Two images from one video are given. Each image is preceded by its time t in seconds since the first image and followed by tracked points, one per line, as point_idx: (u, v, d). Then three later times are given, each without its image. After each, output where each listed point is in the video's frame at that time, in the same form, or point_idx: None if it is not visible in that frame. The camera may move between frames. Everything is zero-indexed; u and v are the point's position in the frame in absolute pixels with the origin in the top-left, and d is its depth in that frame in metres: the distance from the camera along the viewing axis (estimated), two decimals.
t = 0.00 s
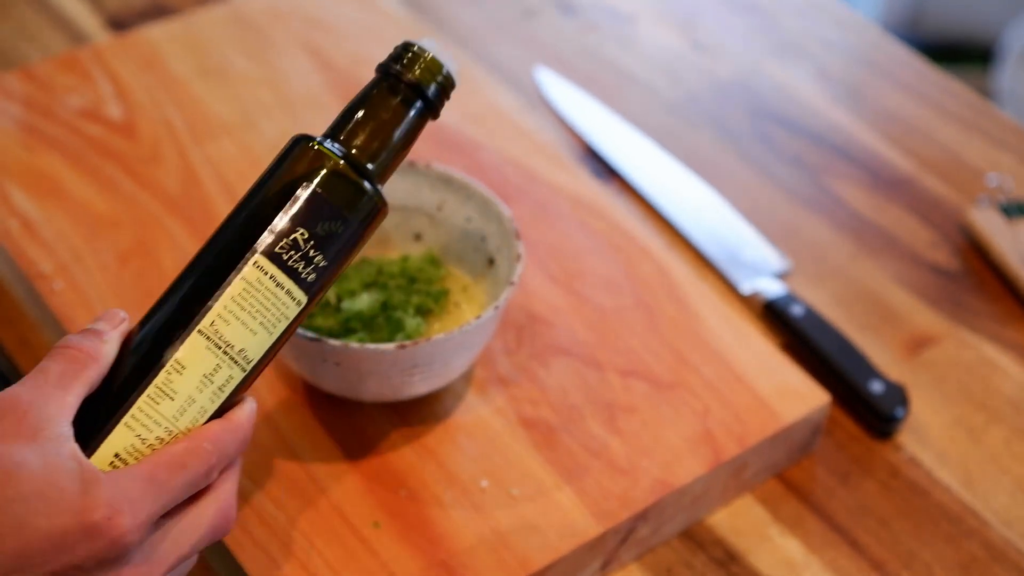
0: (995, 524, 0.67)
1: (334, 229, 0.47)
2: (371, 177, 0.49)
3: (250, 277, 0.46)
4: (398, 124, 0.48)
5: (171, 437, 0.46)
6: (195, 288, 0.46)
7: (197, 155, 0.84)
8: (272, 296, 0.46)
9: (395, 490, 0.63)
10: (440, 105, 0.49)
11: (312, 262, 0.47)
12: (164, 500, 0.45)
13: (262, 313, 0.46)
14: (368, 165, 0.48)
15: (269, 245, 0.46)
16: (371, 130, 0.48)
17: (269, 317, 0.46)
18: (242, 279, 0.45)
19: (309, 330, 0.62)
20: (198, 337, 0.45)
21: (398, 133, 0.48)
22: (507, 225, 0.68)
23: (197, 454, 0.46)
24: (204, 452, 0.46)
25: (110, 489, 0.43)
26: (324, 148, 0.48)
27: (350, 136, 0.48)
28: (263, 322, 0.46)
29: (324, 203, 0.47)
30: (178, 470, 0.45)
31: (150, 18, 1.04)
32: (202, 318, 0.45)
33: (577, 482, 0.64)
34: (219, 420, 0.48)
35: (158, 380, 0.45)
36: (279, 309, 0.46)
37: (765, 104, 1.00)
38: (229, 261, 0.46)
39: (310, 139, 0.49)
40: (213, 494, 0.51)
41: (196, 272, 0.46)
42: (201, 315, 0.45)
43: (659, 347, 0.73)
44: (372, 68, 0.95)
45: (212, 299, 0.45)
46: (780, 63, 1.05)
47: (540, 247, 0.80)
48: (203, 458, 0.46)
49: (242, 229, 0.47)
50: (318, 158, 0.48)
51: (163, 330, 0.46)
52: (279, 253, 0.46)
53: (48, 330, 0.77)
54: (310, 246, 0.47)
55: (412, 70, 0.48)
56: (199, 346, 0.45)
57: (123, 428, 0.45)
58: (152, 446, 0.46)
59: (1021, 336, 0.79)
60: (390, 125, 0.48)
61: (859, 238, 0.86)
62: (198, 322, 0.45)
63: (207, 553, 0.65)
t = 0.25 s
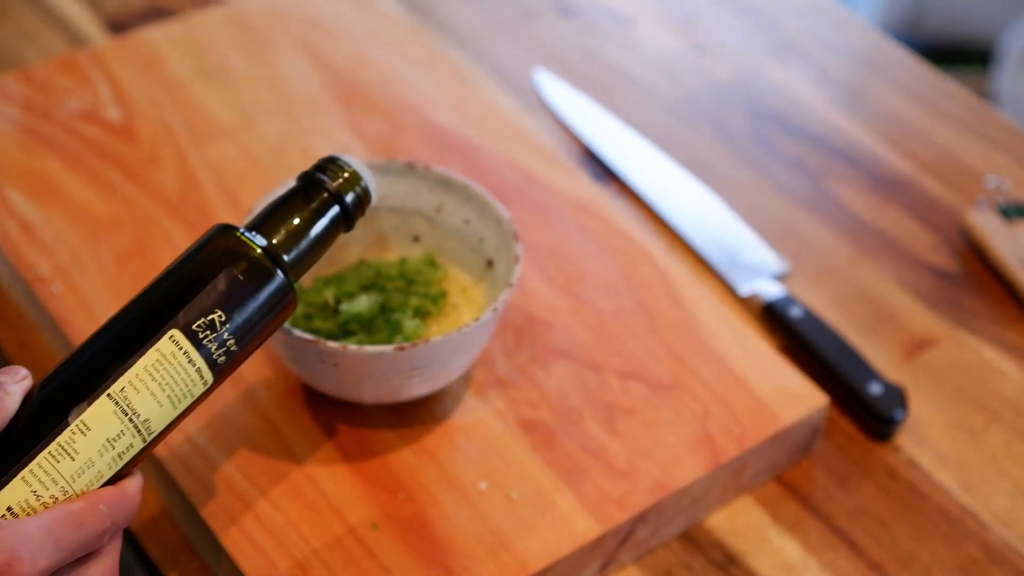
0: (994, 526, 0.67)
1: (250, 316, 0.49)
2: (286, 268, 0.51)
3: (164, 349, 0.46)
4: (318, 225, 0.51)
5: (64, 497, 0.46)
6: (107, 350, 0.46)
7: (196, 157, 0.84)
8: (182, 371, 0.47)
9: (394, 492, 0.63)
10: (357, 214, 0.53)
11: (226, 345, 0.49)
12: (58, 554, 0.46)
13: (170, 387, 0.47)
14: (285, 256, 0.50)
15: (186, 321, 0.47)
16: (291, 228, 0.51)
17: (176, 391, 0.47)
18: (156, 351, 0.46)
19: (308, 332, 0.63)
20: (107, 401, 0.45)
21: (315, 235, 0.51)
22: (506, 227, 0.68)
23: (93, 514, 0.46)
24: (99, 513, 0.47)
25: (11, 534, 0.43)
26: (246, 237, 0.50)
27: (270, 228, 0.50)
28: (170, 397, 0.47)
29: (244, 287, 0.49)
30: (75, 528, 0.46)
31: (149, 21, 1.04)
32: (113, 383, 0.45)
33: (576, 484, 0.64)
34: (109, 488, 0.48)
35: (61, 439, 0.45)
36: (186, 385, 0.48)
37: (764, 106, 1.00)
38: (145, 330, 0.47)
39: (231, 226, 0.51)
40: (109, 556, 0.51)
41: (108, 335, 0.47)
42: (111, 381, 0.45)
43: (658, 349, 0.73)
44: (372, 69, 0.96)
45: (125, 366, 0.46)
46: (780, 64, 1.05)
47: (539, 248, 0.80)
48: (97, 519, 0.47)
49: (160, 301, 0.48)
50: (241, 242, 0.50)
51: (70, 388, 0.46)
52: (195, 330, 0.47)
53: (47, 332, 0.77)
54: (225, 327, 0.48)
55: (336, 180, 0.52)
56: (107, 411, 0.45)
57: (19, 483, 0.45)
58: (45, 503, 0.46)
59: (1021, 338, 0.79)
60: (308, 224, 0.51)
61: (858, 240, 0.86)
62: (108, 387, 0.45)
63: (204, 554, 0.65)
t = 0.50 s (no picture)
0: (993, 526, 0.67)
1: (222, 341, 0.50)
2: (259, 294, 0.51)
3: (135, 369, 0.47)
4: (293, 254, 0.52)
5: (25, 516, 0.45)
6: (78, 368, 0.46)
7: (196, 156, 0.84)
8: (152, 392, 0.47)
9: (394, 491, 0.63)
10: (333, 244, 0.54)
11: (196, 369, 0.49)
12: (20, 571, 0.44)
13: (140, 407, 0.47)
14: (260, 282, 0.51)
15: (160, 342, 0.47)
16: (268, 254, 0.52)
17: (145, 411, 0.47)
18: (127, 371, 0.46)
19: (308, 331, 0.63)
20: (75, 419, 0.45)
21: (291, 263, 0.52)
22: (506, 226, 0.68)
23: (57, 532, 0.45)
24: (63, 532, 0.46)
25: None
26: (222, 261, 0.51)
27: (247, 254, 0.51)
28: (139, 417, 0.47)
29: (218, 312, 0.50)
30: (39, 543, 0.45)
31: (149, 20, 1.04)
32: (82, 401, 0.45)
33: (576, 483, 0.64)
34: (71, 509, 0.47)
35: (26, 455, 0.44)
36: (155, 406, 0.48)
37: (764, 106, 1.00)
38: (116, 350, 0.47)
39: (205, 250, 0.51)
40: None
41: (77, 354, 0.47)
42: (81, 399, 0.45)
43: (658, 348, 0.73)
44: (372, 69, 0.96)
45: (95, 384, 0.46)
46: (780, 65, 1.05)
47: (539, 248, 0.80)
48: (61, 537, 0.46)
49: (132, 323, 0.48)
50: (215, 267, 0.50)
51: (37, 404, 0.45)
52: (166, 352, 0.48)
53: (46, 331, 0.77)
54: (197, 350, 0.49)
55: (314, 211, 0.53)
56: (75, 429, 0.45)
57: None
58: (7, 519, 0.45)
59: (1020, 339, 0.79)
60: (286, 251, 0.52)
61: (858, 241, 0.87)
62: (77, 405, 0.45)
63: (204, 552, 0.64)
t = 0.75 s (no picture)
0: (994, 527, 0.67)
1: (211, 345, 0.50)
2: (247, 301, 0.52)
3: (127, 370, 0.47)
4: (280, 264, 0.53)
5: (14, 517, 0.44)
6: (69, 370, 0.46)
7: (196, 157, 0.84)
8: (143, 394, 0.47)
9: (395, 492, 0.63)
10: (317, 258, 0.55)
11: (186, 372, 0.49)
12: (11, 569, 0.43)
13: (131, 408, 0.47)
14: (249, 289, 0.52)
15: (150, 345, 0.48)
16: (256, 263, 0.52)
17: (135, 413, 0.47)
18: (118, 372, 0.46)
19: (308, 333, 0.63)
20: (66, 418, 0.45)
21: (278, 272, 0.53)
22: (506, 227, 0.68)
23: (49, 531, 0.44)
24: (55, 531, 0.45)
25: None
26: (211, 269, 0.51)
27: (235, 263, 0.52)
28: (130, 419, 0.47)
29: (207, 317, 0.50)
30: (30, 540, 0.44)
31: (149, 21, 1.04)
32: (73, 400, 0.45)
33: (576, 484, 0.64)
34: (63, 509, 0.46)
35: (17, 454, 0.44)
36: (146, 409, 0.48)
37: (764, 107, 1.00)
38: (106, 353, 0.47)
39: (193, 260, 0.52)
40: None
41: (69, 357, 0.47)
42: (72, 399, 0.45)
43: (659, 349, 0.73)
44: (372, 70, 0.96)
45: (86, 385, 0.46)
46: (781, 66, 1.05)
47: (539, 249, 0.80)
48: (54, 536, 0.45)
49: (121, 327, 0.48)
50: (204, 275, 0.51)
51: (28, 405, 0.45)
52: (157, 354, 0.48)
53: (47, 332, 0.77)
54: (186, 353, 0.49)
55: (300, 224, 0.54)
56: (66, 428, 0.45)
57: None
58: None
59: (1020, 339, 0.79)
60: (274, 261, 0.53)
61: (858, 241, 0.87)
62: (69, 405, 0.45)
63: (205, 553, 0.64)
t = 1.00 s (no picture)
0: (993, 528, 0.67)
1: (210, 323, 0.51)
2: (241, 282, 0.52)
3: (129, 346, 0.47)
4: (273, 248, 0.54)
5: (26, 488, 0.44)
6: (71, 347, 0.46)
7: (195, 163, 0.85)
8: (146, 369, 0.48)
9: (394, 497, 0.63)
10: (306, 244, 0.56)
11: (186, 349, 0.50)
12: (28, 534, 0.44)
13: (135, 383, 0.47)
14: (243, 271, 0.52)
15: (151, 322, 0.48)
16: (251, 245, 0.53)
17: (139, 387, 0.48)
18: (122, 348, 0.47)
19: (306, 338, 0.63)
20: (73, 392, 0.45)
21: (271, 257, 0.54)
22: (505, 232, 0.68)
23: (62, 500, 0.45)
24: (68, 500, 0.45)
25: None
26: (206, 252, 0.52)
27: (230, 247, 0.53)
28: (134, 393, 0.47)
29: (205, 296, 0.51)
30: (45, 509, 0.44)
31: (147, 27, 1.04)
32: (80, 374, 0.46)
33: (576, 488, 0.64)
34: (72, 481, 0.46)
35: (27, 426, 0.44)
36: (148, 384, 0.48)
37: (762, 110, 1.00)
38: (107, 330, 0.47)
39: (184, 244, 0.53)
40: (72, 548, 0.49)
41: (70, 335, 0.47)
42: (78, 372, 0.46)
43: (657, 353, 0.73)
44: (370, 75, 0.96)
45: (91, 359, 0.46)
46: (778, 69, 1.05)
47: (538, 253, 0.80)
48: (67, 505, 0.45)
49: (120, 306, 0.48)
50: (198, 256, 0.51)
51: (32, 380, 0.45)
52: (158, 330, 0.48)
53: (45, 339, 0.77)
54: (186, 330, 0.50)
55: (290, 209, 0.55)
56: (74, 400, 0.45)
57: None
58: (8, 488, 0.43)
59: (1019, 340, 0.79)
60: (268, 243, 0.54)
61: (856, 243, 0.87)
62: (74, 379, 0.45)
63: (205, 558, 0.64)
